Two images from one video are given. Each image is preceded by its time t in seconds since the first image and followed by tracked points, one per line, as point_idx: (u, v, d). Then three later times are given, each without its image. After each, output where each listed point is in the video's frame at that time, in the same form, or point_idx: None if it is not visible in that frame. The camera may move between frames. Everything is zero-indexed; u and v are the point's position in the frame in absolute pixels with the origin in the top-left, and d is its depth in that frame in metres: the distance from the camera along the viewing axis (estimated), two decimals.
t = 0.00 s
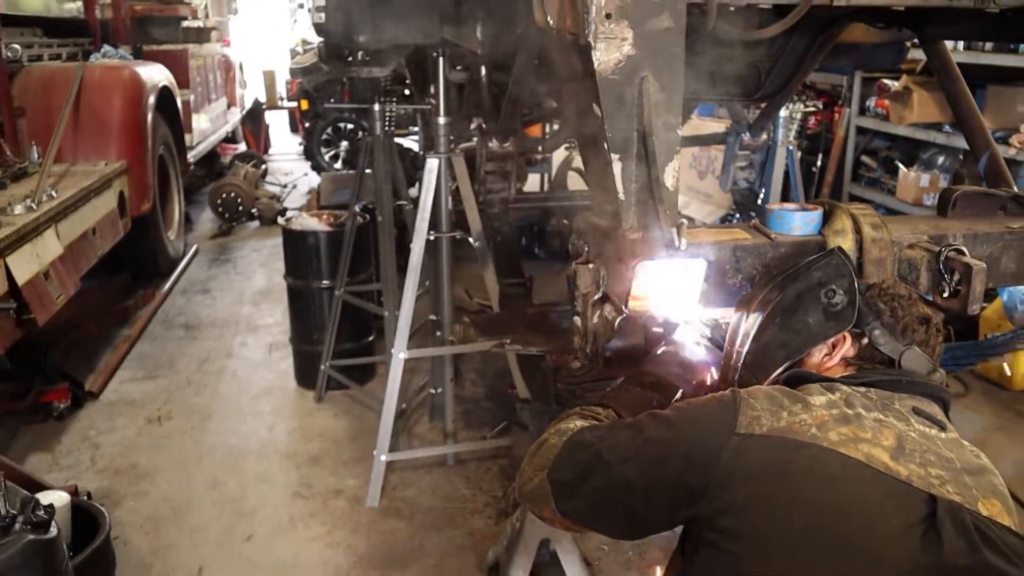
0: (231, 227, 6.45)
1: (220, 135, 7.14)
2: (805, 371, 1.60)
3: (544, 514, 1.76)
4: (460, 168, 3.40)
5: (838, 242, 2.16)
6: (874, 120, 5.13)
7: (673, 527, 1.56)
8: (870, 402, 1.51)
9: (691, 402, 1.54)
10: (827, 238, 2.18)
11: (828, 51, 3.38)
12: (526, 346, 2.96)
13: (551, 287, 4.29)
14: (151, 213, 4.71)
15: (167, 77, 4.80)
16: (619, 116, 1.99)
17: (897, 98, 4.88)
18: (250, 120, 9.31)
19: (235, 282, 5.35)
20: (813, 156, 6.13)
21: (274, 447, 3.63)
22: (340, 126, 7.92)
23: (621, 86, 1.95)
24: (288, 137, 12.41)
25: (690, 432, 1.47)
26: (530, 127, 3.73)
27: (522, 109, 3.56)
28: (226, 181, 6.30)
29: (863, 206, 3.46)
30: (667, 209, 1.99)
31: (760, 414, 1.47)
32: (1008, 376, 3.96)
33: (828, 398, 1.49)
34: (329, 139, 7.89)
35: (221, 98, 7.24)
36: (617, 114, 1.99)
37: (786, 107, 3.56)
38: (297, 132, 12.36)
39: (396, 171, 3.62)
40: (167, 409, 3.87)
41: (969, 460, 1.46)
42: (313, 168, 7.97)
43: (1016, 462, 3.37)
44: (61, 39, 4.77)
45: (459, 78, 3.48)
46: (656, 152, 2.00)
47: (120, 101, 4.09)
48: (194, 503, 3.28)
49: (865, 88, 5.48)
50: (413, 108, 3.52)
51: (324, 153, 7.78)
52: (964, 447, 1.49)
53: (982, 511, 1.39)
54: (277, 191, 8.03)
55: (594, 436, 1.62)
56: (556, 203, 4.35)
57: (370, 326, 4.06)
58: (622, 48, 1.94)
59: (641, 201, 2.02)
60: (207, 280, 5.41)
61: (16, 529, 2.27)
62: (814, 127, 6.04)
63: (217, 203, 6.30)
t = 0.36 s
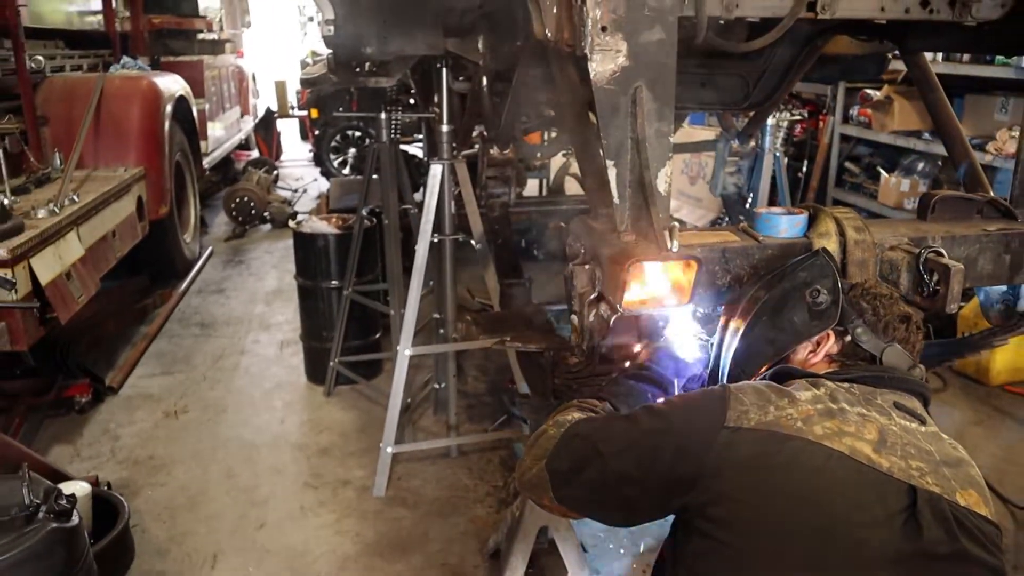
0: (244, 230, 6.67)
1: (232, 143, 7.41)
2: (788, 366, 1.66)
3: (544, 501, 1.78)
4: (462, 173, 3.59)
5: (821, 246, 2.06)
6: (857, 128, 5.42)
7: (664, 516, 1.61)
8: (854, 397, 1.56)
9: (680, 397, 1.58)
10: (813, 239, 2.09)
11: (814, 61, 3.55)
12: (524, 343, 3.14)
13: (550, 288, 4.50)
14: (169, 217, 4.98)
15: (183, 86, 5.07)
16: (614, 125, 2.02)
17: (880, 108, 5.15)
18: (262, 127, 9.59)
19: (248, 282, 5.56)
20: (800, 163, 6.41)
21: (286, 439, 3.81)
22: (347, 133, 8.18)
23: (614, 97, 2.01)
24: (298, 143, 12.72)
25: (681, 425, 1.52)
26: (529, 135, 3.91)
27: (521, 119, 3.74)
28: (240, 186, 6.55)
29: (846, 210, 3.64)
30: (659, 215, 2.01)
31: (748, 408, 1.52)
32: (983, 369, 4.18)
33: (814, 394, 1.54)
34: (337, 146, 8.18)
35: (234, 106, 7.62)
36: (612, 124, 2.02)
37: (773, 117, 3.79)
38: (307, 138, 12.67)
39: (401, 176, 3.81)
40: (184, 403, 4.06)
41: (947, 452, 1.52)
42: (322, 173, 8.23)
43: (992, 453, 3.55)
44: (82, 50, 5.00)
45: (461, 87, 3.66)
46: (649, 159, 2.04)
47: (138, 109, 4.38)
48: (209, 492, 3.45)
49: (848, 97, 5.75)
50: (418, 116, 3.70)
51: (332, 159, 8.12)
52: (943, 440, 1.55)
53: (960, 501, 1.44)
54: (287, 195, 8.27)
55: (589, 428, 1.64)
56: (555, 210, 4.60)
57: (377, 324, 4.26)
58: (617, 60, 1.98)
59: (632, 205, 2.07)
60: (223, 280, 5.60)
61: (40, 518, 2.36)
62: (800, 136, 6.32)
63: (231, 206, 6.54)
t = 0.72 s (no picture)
0: (249, 231, 6.76)
1: (236, 145, 7.52)
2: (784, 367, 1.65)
3: (544, 499, 1.75)
4: (462, 175, 3.65)
5: (816, 245, 2.12)
6: (851, 130, 5.52)
7: (663, 513, 1.61)
8: (849, 395, 1.56)
9: (676, 394, 1.57)
10: (806, 240, 2.16)
11: (808, 65, 3.61)
12: (523, 342, 3.21)
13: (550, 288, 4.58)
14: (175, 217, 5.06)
15: (189, 90, 5.18)
16: (612, 128, 2.08)
17: (874, 110, 5.24)
18: (266, 131, 9.70)
19: (252, 282, 5.63)
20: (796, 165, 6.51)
21: (290, 437, 3.87)
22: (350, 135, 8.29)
23: (613, 101, 2.06)
24: (302, 147, 12.85)
25: (680, 423, 1.50)
26: (529, 138, 3.98)
27: (521, 122, 3.81)
28: (246, 188, 6.66)
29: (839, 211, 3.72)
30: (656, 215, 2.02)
31: (746, 405, 1.50)
32: (975, 368, 4.25)
33: (810, 391, 1.53)
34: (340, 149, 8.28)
35: (239, 109, 7.73)
36: (610, 127, 2.08)
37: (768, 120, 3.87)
38: (311, 141, 12.79)
39: (403, 178, 3.88)
40: (190, 401, 4.13)
41: (941, 449, 1.52)
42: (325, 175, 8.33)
43: (983, 450, 3.63)
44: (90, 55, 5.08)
45: (463, 91, 3.73)
46: (647, 160, 2.08)
47: (145, 114, 4.46)
48: (214, 489, 3.52)
49: (843, 100, 5.85)
50: (420, 119, 3.77)
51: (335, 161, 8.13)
52: (936, 438, 1.55)
53: (953, 498, 1.45)
54: (291, 197, 8.38)
55: (589, 426, 1.62)
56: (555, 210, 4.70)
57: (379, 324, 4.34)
58: (614, 64, 2.05)
59: (630, 206, 2.11)
60: (228, 280, 5.68)
61: (49, 513, 2.41)
62: (797, 138, 6.42)
63: (236, 208, 6.64)
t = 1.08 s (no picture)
0: (249, 231, 6.77)
1: (236, 145, 7.52)
2: (783, 367, 1.65)
3: (544, 500, 1.74)
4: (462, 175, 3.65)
5: (816, 245, 2.12)
6: (851, 130, 5.52)
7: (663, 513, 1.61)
8: (849, 395, 1.55)
9: (676, 394, 1.57)
10: (807, 240, 2.16)
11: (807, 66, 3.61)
12: (524, 342, 3.20)
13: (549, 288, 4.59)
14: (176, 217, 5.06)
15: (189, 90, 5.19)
16: (612, 128, 2.07)
17: (874, 110, 5.25)
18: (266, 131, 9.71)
19: (252, 282, 5.63)
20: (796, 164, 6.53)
21: (290, 436, 3.88)
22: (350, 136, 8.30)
23: (613, 101, 2.06)
24: (302, 147, 12.85)
25: (680, 423, 1.50)
26: (529, 138, 3.98)
27: (521, 122, 3.81)
28: (245, 188, 6.65)
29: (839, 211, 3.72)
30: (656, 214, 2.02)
31: (745, 405, 1.50)
32: (975, 368, 4.26)
33: (810, 391, 1.53)
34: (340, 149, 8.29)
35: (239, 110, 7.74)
36: (611, 128, 2.07)
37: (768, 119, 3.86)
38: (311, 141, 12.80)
39: (403, 178, 3.88)
40: (190, 401, 4.13)
41: (941, 449, 1.52)
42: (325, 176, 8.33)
43: (982, 450, 3.63)
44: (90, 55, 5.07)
45: (463, 90, 3.73)
46: (647, 160, 2.08)
47: (145, 114, 4.47)
48: (214, 489, 3.52)
49: (843, 100, 5.85)
50: (420, 119, 3.76)
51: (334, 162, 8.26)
52: (936, 438, 1.55)
53: (953, 498, 1.45)
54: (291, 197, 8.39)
55: (589, 426, 1.62)
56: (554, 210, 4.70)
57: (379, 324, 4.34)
58: (614, 64, 2.05)
59: (631, 206, 2.10)
60: (228, 280, 5.69)
61: (49, 513, 2.40)
62: (796, 138, 6.42)
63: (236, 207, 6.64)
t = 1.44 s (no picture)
0: (249, 231, 6.77)
1: (236, 145, 7.52)
2: (783, 367, 1.64)
3: (544, 500, 1.74)
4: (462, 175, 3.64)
5: (816, 245, 2.12)
6: (851, 130, 5.52)
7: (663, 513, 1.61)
8: (848, 395, 1.55)
9: (674, 394, 1.57)
10: (807, 240, 2.16)
11: (807, 66, 3.61)
12: (524, 342, 3.20)
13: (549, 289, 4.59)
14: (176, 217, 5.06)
15: (189, 90, 5.19)
16: (613, 128, 2.07)
17: (874, 110, 5.25)
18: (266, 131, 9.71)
19: (252, 282, 5.63)
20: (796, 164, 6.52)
21: (290, 436, 3.88)
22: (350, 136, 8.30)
23: (613, 101, 2.06)
24: (303, 147, 12.86)
25: (679, 423, 1.50)
26: (529, 138, 3.98)
27: (520, 122, 3.80)
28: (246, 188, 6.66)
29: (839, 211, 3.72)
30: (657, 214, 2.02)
31: (744, 406, 1.50)
32: (974, 369, 4.26)
33: (809, 391, 1.53)
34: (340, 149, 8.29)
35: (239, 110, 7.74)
36: (610, 127, 2.07)
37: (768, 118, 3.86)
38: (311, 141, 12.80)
39: (403, 178, 3.88)
40: (190, 401, 4.13)
41: (940, 448, 1.52)
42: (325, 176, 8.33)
43: (982, 450, 3.63)
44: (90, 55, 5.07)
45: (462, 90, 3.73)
46: (646, 160, 2.08)
47: (145, 113, 4.47)
48: (214, 489, 3.52)
49: (843, 100, 5.85)
50: (420, 119, 3.76)
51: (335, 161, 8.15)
52: (935, 437, 1.55)
53: (953, 497, 1.45)
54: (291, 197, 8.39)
55: (588, 426, 1.62)
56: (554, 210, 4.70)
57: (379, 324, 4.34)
58: (614, 64, 2.05)
59: (630, 206, 2.10)
60: (228, 280, 5.69)
61: (49, 513, 2.40)
62: (796, 138, 6.43)
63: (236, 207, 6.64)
